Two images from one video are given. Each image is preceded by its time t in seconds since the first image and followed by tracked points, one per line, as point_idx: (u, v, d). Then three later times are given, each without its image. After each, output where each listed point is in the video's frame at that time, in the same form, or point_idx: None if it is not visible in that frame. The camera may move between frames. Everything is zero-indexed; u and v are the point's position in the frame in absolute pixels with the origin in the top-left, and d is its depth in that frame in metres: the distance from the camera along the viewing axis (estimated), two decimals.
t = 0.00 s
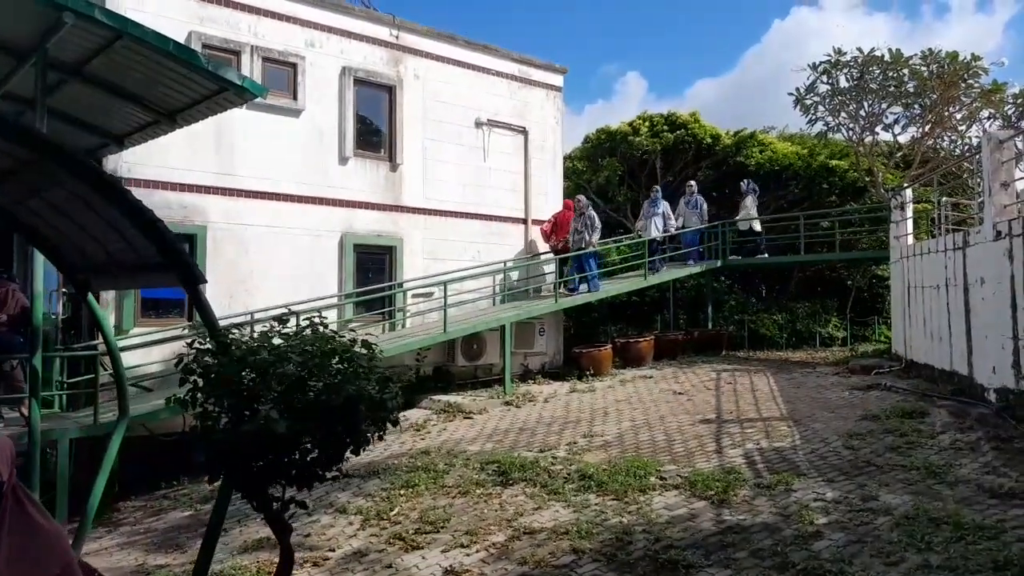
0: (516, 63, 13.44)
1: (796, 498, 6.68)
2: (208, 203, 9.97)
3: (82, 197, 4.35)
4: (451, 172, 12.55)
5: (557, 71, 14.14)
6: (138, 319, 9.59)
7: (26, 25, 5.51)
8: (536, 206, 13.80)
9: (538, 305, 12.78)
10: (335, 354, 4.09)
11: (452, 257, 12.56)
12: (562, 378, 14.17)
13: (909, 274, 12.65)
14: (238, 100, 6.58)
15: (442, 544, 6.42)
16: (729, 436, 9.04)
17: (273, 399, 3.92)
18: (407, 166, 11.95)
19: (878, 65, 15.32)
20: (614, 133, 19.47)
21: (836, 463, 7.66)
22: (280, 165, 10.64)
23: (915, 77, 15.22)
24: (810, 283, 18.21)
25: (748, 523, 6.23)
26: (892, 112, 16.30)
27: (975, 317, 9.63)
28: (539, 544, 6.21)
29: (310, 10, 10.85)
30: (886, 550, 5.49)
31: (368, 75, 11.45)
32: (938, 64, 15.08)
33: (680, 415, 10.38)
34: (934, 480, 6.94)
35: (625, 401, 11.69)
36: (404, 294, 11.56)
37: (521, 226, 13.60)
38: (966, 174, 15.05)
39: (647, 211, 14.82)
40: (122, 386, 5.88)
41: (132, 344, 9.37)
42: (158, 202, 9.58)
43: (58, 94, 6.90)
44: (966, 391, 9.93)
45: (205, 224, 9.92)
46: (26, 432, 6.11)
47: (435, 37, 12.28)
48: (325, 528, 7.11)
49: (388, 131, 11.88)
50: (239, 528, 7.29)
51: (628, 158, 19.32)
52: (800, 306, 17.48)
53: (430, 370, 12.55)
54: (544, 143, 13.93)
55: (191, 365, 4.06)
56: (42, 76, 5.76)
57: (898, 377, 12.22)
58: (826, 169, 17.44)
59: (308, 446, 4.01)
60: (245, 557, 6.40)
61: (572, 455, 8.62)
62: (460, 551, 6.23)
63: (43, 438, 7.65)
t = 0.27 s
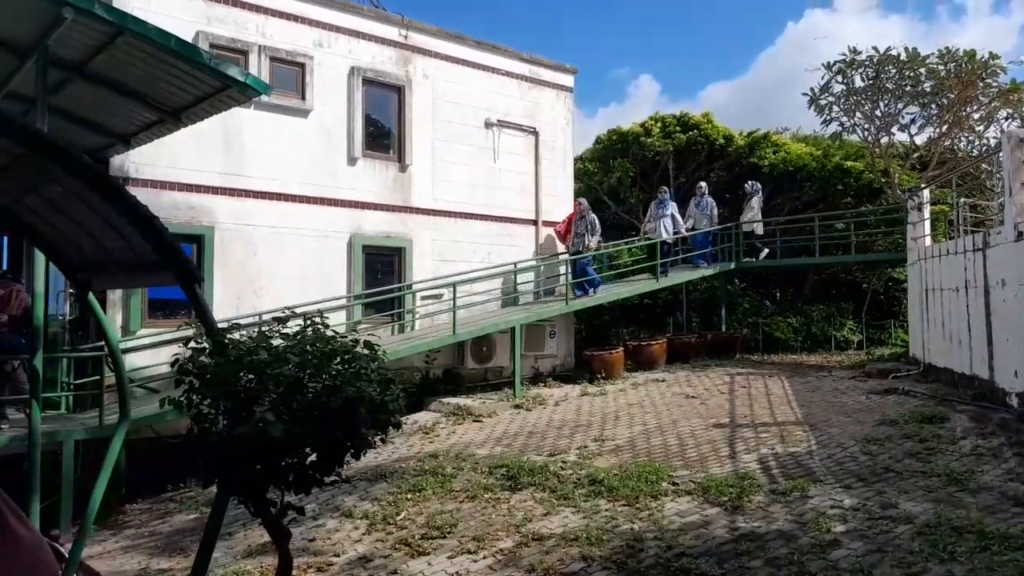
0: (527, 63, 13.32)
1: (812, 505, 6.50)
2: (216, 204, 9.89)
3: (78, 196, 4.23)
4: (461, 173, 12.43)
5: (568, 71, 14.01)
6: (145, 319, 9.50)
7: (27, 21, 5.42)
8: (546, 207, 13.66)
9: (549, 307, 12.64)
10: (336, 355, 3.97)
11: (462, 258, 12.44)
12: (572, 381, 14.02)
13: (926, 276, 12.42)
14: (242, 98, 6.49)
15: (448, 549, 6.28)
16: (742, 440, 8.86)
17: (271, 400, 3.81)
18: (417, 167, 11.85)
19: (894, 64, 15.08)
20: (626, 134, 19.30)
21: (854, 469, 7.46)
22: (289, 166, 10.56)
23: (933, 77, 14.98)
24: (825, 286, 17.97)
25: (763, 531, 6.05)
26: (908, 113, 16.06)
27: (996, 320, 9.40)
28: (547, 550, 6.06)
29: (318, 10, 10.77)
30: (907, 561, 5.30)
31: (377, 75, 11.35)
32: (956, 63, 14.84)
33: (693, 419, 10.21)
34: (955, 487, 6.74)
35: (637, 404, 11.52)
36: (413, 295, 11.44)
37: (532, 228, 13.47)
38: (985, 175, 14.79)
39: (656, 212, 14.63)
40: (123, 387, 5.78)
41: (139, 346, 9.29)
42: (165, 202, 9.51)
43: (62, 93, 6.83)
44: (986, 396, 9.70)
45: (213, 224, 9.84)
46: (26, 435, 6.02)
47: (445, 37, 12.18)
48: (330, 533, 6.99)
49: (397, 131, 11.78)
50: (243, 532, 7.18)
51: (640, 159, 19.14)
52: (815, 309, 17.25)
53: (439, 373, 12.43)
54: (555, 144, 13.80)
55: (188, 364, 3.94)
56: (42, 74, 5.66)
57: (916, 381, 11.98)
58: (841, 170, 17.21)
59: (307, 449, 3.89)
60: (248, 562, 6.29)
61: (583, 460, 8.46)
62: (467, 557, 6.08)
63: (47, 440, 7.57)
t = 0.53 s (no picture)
0: (550, 64, 13.19)
1: (846, 516, 6.26)
2: (237, 207, 9.86)
3: (89, 197, 4.18)
4: (483, 176, 12.32)
5: (591, 72, 13.85)
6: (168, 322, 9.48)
7: (44, 22, 5.40)
8: (570, 210, 13.50)
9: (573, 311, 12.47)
10: (350, 360, 3.82)
11: (485, 262, 12.32)
12: (597, 386, 13.83)
13: (963, 279, 12.06)
14: (260, 99, 6.42)
15: (469, 558, 6.14)
16: (772, 448, 8.61)
17: (282, 407, 3.70)
18: (439, 170, 11.76)
19: (928, 62, 14.71)
20: (652, 136, 19.07)
21: (889, 478, 7.20)
22: (310, 169, 10.51)
23: (968, 74, 14.59)
24: (856, 289, 17.59)
25: (795, 543, 5.83)
26: (942, 112, 15.66)
27: None
28: (571, 561, 5.88)
29: (340, 12, 10.73)
30: None
31: (399, 77, 11.28)
32: (991, 61, 14.44)
33: (721, 425, 9.97)
34: (997, 499, 6.46)
35: (663, 410, 11.30)
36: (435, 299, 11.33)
37: (555, 231, 13.32)
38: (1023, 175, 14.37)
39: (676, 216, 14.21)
40: (139, 392, 5.72)
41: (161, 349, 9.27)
42: (187, 206, 9.50)
43: (82, 96, 6.81)
44: None
45: (235, 227, 9.82)
46: (45, 439, 5.99)
47: (467, 38, 12.08)
48: (349, 540, 6.87)
49: (419, 134, 11.70)
50: (263, 538, 7.10)
51: (666, 161, 18.90)
52: (846, 313, 16.90)
53: (462, 377, 12.30)
54: (579, 146, 13.64)
55: (199, 368, 3.86)
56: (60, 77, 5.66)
57: (953, 387, 11.63)
58: (872, 171, 16.84)
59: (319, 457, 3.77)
60: (267, 569, 6.19)
61: (607, 467, 8.27)
62: (488, 567, 5.94)
63: (69, 444, 7.55)
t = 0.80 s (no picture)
0: (585, 68, 13.07)
1: (893, 532, 6.01)
2: (273, 215, 9.93)
3: (119, 208, 4.19)
4: (518, 181, 12.25)
5: (627, 76, 13.69)
6: (205, 330, 9.55)
7: (80, 33, 5.47)
8: (606, 215, 13.35)
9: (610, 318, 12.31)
10: (377, 369, 3.76)
11: (519, 268, 12.24)
12: (635, 395, 13.63)
13: (1016, 284, 11.61)
14: (291, 107, 6.43)
15: (502, 570, 6.04)
16: (815, 459, 8.35)
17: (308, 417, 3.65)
18: (473, 176, 11.71)
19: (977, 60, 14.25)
20: (690, 139, 18.81)
21: (939, 492, 6.91)
22: (345, 176, 10.53)
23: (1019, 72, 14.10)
24: (903, 295, 17.11)
25: (839, 559, 5.61)
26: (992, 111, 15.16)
27: None
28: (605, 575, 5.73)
29: (374, 20, 10.76)
30: None
31: (433, 84, 11.27)
32: None
33: (762, 435, 9.71)
34: None
35: (702, 419, 11.07)
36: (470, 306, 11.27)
37: (591, 236, 13.18)
38: None
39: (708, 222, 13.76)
40: (172, 400, 5.74)
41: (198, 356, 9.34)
42: (224, 214, 9.58)
43: (120, 106, 6.89)
44: None
45: (271, 235, 9.88)
46: (81, 446, 6.04)
47: (501, 44, 12.04)
48: (382, 549, 6.81)
49: (453, 140, 11.67)
50: (296, 547, 7.07)
51: (704, 165, 18.62)
52: (892, 320, 16.46)
53: (497, 385, 12.21)
54: (615, 150, 13.49)
55: (225, 378, 3.82)
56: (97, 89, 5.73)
57: (1006, 396, 11.18)
58: (919, 173, 16.40)
59: (344, 468, 3.70)
60: None
61: (644, 478, 8.10)
62: None
63: (107, 451, 7.62)
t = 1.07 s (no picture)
0: (618, 68, 12.93)
1: (936, 544, 5.77)
2: (305, 218, 9.95)
3: (143, 209, 4.17)
4: (549, 183, 12.14)
5: (661, 75, 13.51)
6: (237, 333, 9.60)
7: (110, 37, 5.50)
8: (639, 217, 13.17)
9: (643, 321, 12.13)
10: (398, 373, 3.67)
11: (551, 271, 12.13)
12: (668, 400, 13.43)
13: None
14: (319, 109, 6.42)
15: None
16: (854, 467, 8.10)
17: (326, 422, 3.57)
18: (504, 178, 11.64)
19: None
20: (726, 139, 18.53)
21: (985, 502, 6.63)
22: (376, 179, 10.53)
23: None
24: (947, 297, 16.63)
25: (878, 572, 5.40)
26: None
27: None
28: None
29: (405, 22, 10.75)
30: None
31: (464, 86, 11.23)
32: None
33: (799, 442, 9.47)
34: None
35: (737, 425, 10.84)
36: (500, 309, 11.20)
37: (624, 238, 13.01)
38: None
39: (740, 224, 13.43)
40: (199, 403, 5.74)
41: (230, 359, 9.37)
42: (257, 218, 9.63)
43: (151, 111, 6.93)
44: None
45: (303, 238, 9.91)
46: (111, 448, 6.08)
47: (533, 44, 11.95)
48: (408, 554, 6.75)
49: (484, 142, 11.62)
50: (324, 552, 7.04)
51: (741, 165, 18.32)
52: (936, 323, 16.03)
53: (528, 389, 12.11)
54: (648, 151, 13.31)
55: (245, 380, 3.76)
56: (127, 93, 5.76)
57: None
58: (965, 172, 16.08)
59: (364, 474, 3.62)
60: None
61: (676, 485, 7.92)
62: None
63: (139, 453, 7.65)
